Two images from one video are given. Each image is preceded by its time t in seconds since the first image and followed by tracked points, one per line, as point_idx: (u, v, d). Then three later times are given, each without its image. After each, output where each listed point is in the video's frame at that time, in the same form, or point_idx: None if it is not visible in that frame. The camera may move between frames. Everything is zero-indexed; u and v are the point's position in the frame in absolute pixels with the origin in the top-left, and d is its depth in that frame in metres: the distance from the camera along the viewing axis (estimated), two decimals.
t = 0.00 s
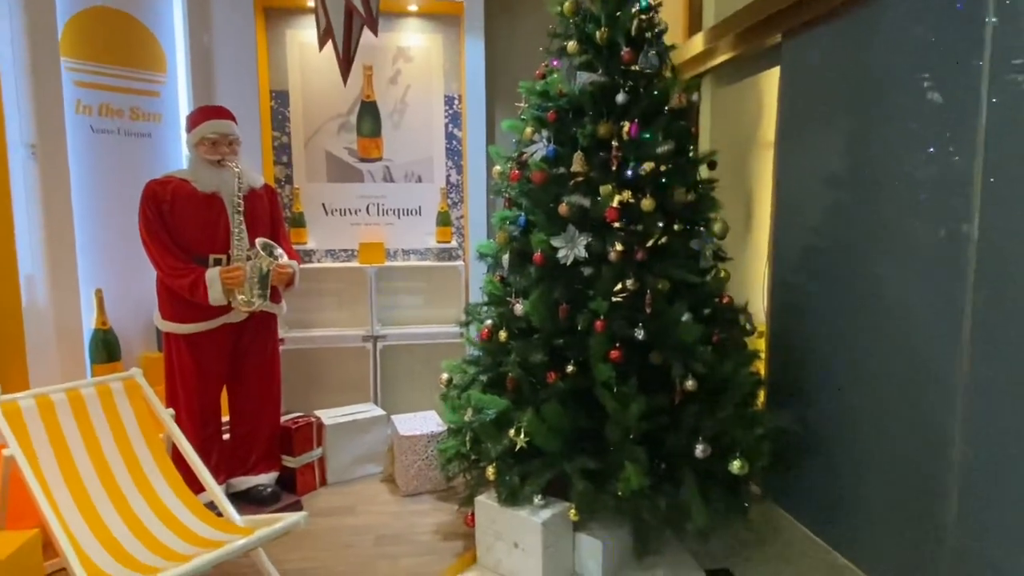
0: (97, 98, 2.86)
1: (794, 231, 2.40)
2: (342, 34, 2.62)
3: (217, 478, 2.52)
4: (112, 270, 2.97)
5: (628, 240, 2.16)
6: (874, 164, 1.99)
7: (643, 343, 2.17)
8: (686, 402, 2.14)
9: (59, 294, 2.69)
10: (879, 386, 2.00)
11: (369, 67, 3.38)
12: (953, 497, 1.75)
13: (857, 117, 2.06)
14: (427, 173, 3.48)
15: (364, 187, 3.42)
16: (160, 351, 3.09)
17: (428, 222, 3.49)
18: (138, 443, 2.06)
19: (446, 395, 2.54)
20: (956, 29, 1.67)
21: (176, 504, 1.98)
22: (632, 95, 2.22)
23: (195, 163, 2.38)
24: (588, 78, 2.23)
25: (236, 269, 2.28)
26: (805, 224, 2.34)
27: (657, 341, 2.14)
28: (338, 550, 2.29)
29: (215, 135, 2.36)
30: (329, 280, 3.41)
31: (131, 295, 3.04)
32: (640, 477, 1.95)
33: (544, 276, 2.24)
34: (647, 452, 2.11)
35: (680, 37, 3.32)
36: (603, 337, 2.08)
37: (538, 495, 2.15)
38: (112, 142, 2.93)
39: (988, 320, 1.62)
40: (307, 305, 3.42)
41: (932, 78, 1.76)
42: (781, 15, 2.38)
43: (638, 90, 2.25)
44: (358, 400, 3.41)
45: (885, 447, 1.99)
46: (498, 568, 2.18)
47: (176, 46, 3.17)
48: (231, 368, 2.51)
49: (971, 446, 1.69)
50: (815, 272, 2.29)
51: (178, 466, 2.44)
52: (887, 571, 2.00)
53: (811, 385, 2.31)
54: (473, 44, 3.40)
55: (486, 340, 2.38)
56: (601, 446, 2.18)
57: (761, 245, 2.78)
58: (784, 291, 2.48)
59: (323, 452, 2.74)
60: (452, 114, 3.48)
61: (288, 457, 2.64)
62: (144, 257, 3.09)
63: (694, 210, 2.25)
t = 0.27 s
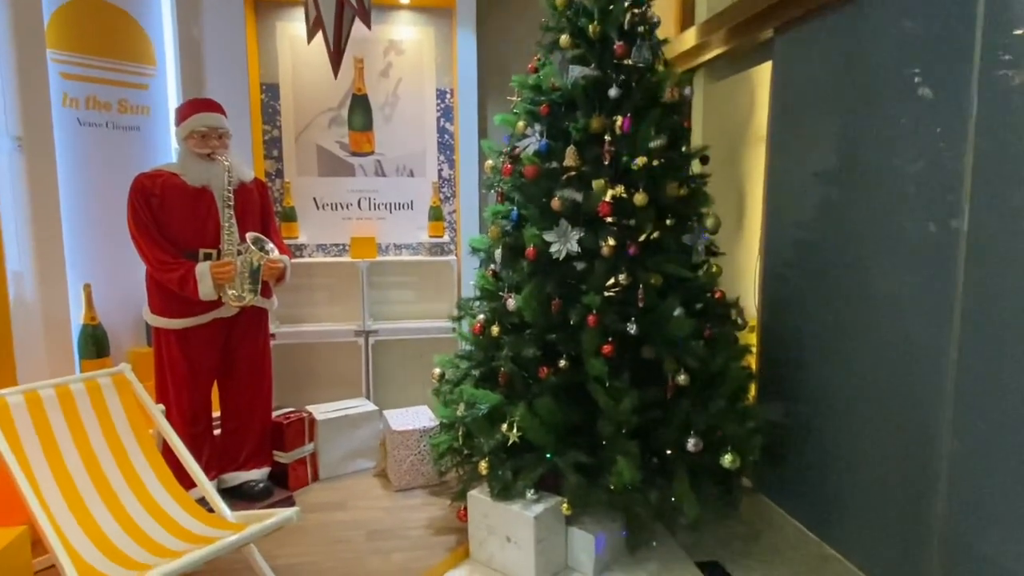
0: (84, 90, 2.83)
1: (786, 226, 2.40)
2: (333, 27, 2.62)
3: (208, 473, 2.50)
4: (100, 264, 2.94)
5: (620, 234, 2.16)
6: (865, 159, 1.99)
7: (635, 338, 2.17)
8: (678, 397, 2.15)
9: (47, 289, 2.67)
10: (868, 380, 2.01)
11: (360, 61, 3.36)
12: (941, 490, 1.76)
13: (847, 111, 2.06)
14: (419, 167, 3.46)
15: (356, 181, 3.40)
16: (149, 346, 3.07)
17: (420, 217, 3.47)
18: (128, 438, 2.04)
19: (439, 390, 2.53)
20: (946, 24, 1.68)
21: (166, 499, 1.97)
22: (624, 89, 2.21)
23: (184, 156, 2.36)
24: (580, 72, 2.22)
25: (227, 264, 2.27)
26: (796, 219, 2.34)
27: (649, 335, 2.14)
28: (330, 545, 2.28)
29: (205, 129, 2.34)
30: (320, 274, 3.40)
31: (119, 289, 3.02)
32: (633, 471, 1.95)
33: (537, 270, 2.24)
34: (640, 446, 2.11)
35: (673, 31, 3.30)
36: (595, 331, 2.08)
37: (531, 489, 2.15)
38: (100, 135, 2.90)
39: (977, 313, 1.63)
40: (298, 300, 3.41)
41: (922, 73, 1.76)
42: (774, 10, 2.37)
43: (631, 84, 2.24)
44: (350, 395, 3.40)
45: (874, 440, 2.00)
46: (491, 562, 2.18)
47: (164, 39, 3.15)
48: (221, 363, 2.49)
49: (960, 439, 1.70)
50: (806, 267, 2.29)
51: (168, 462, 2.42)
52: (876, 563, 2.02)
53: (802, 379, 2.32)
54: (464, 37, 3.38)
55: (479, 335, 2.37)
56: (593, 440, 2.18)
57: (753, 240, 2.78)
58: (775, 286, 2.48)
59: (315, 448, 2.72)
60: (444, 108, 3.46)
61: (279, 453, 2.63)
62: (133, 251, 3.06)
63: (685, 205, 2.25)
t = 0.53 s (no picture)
0: (74, 83, 2.80)
1: (781, 222, 2.40)
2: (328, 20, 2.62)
3: (202, 470, 2.49)
4: (91, 259, 2.92)
5: (616, 230, 2.15)
6: (860, 154, 1.99)
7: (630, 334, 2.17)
8: (672, 392, 2.14)
9: (38, 285, 2.64)
10: (862, 375, 2.01)
11: (354, 55, 3.33)
12: (934, 485, 1.77)
13: (842, 107, 2.06)
14: (414, 163, 3.44)
15: (350, 176, 3.37)
16: (141, 342, 3.05)
17: (414, 212, 3.45)
18: (121, 435, 2.03)
19: (433, 386, 2.52)
20: (941, 20, 1.67)
21: (158, 496, 1.95)
22: (620, 84, 2.20)
23: (176, 151, 2.33)
24: (575, 67, 2.21)
25: (219, 260, 2.25)
26: (791, 214, 2.34)
27: (644, 331, 2.14)
28: (324, 542, 2.27)
29: (197, 123, 2.32)
30: (314, 270, 3.39)
31: (110, 285, 3.00)
32: (628, 467, 1.95)
33: (532, 266, 2.23)
34: (635, 441, 2.11)
35: (669, 26, 3.29)
36: (590, 327, 2.07)
37: (526, 485, 2.14)
38: (90, 130, 2.88)
39: (970, 310, 1.63)
40: (292, 296, 3.39)
41: (916, 69, 1.76)
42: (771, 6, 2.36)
43: (626, 79, 2.23)
44: (344, 391, 3.38)
45: (868, 436, 2.00)
46: (486, 558, 2.18)
47: (154, 36, 3.15)
48: (215, 359, 2.48)
49: (954, 435, 1.70)
50: (800, 262, 2.29)
51: (161, 459, 2.40)
52: (870, 559, 2.02)
53: (797, 375, 2.32)
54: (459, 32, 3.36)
55: (473, 331, 2.37)
56: (588, 436, 2.18)
57: (748, 236, 2.78)
58: (770, 282, 2.47)
59: (309, 444, 2.72)
60: (438, 104, 3.44)
61: (273, 450, 2.62)
62: (124, 247, 3.04)
63: (681, 201, 2.24)
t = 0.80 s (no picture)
0: (67, 78, 2.79)
1: (774, 217, 2.41)
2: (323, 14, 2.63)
3: (197, 466, 2.49)
4: (85, 254, 2.91)
5: (611, 226, 2.16)
6: (853, 150, 2.00)
7: (624, 329, 2.18)
8: (667, 386, 2.15)
9: (32, 281, 2.64)
10: (854, 370, 2.02)
11: (348, 50, 3.33)
12: (925, 479, 1.78)
13: (835, 103, 2.07)
14: (408, 158, 3.44)
15: (345, 172, 3.37)
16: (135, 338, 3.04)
17: (409, 208, 3.45)
18: (115, 431, 2.03)
19: (429, 381, 2.53)
20: (933, 17, 1.68)
21: (153, 491, 1.95)
22: (615, 80, 2.21)
23: (170, 146, 2.33)
24: (570, 63, 2.22)
25: (214, 255, 2.25)
26: (784, 210, 2.35)
27: (639, 326, 2.15)
28: (320, 537, 2.28)
29: (191, 118, 2.31)
30: (309, 266, 3.37)
31: (104, 280, 2.99)
32: (622, 461, 1.96)
33: (527, 261, 2.24)
34: (629, 435, 2.12)
35: (663, 22, 3.29)
36: (585, 322, 2.08)
37: (521, 479, 2.15)
38: (83, 124, 2.86)
39: (961, 304, 1.64)
40: (287, 292, 3.38)
41: (909, 65, 1.77)
42: (765, 2, 2.36)
43: (621, 74, 2.23)
44: (339, 386, 3.38)
45: (860, 429, 2.01)
46: (482, 552, 2.18)
47: (148, 29, 3.12)
48: (210, 355, 2.48)
49: (945, 428, 1.71)
50: (794, 257, 2.30)
51: (156, 455, 2.40)
52: (862, 552, 2.03)
53: (790, 370, 2.33)
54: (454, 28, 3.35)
55: (468, 327, 2.37)
56: (583, 430, 2.19)
57: (742, 231, 2.79)
58: (764, 278, 2.48)
59: (304, 440, 2.72)
60: (433, 99, 3.44)
61: (268, 445, 2.62)
62: (118, 242, 3.03)
63: (675, 196, 2.25)
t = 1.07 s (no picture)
0: (57, 74, 2.77)
1: (766, 214, 2.42)
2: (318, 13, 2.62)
3: (190, 463, 2.48)
4: (76, 251, 2.90)
5: (603, 223, 2.17)
6: (844, 148, 2.01)
7: (617, 325, 2.19)
8: (659, 383, 2.17)
9: (23, 278, 2.62)
10: (845, 366, 2.03)
11: (341, 47, 3.32)
12: (915, 474, 1.80)
13: (826, 102, 2.08)
14: (402, 156, 3.43)
15: (338, 169, 3.36)
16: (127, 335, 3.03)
17: (403, 206, 3.45)
18: (107, 428, 2.02)
19: (422, 378, 2.53)
20: (923, 16, 1.70)
21: (145, 487, 1.95)
22: (607, 78, 2.22)
23: (163, 143, 2.33)
24: (563, 60, 2.23)
25: (206, 252, 2.24)
26: (776, 208, 2.36)
27: (632, 323, 2.16)
28: (313, 534, 2.28)
29: (183, 115, 2.30)
30: (303, 264, 3.35)
31: (96, 277, 2.98)
32: (614, 456, 1.97)
33: (520, 259, 2.24)
34: (621, 431, 2.13)
35: (656, 20, 3.30)
36: (578, 319, 2.09)
37: (514, 475, 2.16)
38: (74, 121, 2.85)
39: (949, 301, 1.66)
40: (280, 290, 3.36)
41: (899, 64, 1.78)
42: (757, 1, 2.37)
43: (614, 72, 2.24)
44: (332, 384, 3.38)
45: (850, 425, 2.03)
46: (475, 548, 2.19)
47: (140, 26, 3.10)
48: (203, 352, 2.47)
49: (933, 424, 1.73)
50: (785, 255, 2.31)
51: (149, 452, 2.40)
52: (852, 546, 2.05)
53: (781, 367, 2.34)
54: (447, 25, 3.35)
55: (462, 324, 2.37)
56: (576, 427, 2.20)
57: (734, 229, 2.80)
58: (756, 275, 2.49)
59: (297, 437, 2.72)
60: (426, 97, 3.43)
61: (261, 442, 2.61)
62: (110, 239, 3.02)
63: (668, 194, 2.26)
